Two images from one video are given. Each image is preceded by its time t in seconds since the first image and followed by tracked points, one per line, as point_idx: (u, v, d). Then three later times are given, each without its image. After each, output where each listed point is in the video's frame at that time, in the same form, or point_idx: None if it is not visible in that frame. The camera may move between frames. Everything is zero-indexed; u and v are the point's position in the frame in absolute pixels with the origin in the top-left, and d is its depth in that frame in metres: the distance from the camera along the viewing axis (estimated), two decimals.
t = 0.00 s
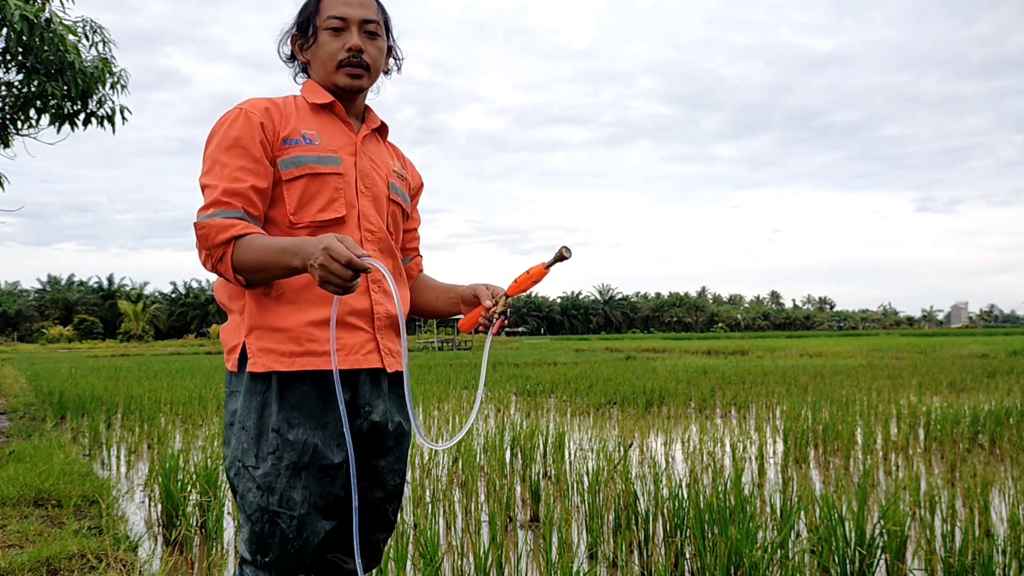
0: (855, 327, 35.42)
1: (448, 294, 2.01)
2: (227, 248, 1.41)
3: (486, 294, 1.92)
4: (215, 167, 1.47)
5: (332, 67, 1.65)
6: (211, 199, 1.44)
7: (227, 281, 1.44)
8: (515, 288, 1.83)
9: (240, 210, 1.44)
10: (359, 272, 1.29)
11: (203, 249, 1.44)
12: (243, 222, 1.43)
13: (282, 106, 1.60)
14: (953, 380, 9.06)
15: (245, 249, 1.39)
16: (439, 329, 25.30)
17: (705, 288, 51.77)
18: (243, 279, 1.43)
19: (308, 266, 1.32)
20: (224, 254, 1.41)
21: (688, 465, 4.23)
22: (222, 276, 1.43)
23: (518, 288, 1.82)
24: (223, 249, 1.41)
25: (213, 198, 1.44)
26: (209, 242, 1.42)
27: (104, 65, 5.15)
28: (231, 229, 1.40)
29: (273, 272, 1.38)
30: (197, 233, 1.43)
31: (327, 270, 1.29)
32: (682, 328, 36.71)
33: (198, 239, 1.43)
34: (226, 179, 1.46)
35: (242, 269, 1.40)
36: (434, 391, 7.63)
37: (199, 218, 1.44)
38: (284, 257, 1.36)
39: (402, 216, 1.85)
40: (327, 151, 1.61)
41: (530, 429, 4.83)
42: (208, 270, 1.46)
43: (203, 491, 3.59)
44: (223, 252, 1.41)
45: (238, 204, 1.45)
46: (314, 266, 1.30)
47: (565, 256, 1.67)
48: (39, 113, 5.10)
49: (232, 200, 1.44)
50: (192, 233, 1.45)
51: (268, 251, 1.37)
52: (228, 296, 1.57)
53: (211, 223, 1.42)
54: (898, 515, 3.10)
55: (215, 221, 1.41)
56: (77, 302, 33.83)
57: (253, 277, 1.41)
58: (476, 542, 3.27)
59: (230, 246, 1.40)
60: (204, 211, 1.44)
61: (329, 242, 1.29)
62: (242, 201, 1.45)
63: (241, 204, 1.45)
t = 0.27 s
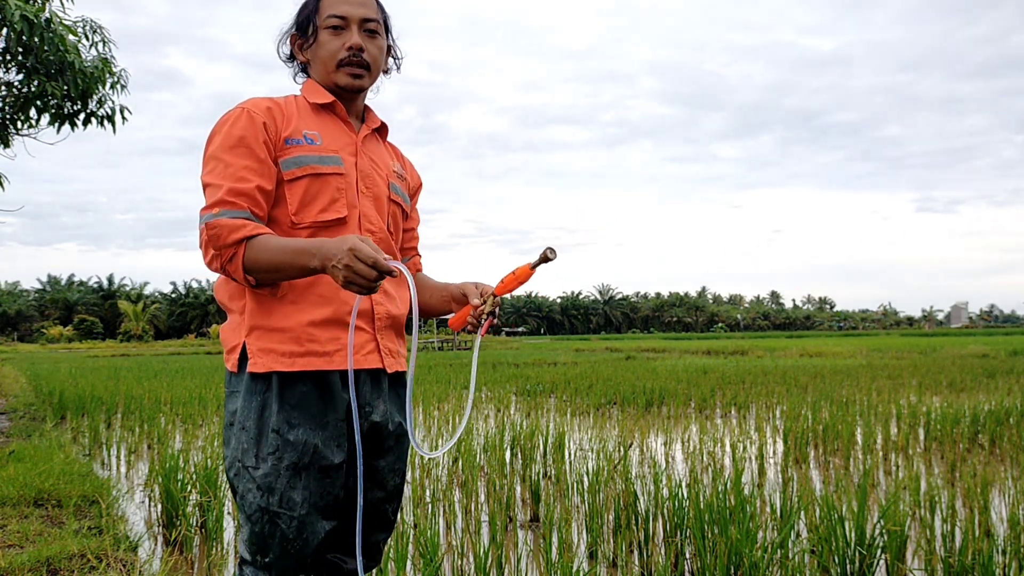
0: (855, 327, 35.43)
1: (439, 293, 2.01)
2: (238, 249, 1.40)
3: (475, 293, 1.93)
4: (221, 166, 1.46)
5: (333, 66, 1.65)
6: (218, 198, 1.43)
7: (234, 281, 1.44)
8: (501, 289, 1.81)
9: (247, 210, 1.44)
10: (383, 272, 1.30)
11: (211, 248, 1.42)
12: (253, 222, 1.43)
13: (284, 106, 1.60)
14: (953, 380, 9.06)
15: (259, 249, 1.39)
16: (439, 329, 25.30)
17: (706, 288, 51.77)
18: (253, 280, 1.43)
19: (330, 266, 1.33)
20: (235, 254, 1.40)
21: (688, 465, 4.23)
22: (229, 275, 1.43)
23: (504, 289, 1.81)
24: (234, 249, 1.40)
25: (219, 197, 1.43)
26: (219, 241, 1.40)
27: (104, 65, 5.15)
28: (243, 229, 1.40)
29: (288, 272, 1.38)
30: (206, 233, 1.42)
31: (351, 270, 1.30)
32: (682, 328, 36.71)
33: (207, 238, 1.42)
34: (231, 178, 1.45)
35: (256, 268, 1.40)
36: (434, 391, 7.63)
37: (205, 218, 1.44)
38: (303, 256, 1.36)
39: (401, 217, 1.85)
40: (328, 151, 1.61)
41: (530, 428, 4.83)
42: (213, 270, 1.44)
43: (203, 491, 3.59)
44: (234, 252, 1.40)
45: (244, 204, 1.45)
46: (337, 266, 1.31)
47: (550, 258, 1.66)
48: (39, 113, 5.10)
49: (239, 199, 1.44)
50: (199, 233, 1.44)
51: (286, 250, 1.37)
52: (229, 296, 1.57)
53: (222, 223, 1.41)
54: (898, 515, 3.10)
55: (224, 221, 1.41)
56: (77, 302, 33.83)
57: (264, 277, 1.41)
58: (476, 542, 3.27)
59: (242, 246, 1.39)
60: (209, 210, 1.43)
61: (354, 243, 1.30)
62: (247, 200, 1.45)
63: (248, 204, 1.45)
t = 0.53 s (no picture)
0: (854, 327, 35.43)
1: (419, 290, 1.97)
2: (256, 250, 1.40)
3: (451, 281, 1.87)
4: (229, 166, 1.46)
5: (332, 64, 1.65)
6: (226, 197, 1.43)
7: (247, 282, 1.44)
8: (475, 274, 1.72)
9: (255, 210, 1.44)
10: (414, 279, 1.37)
11: (226, 248, 1.41)
12: (269, 224, 1.43)
13: (284, 106, 1.60)
14: (953, 380, 9.06)
15: (279, 251, 1.40)
16: (439, 329, 25.29)
17: (706, 288, 51.78)
18: (267, 281, 1.43)
19: (361, 271, 1.37)
20: (252, 255, 1.40)
21: (688, 465, 4.23)
22: (241, 276, 1.42)
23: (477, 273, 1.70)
24: (252, 251, 1.40)
25: (228, 197, 1.43)
26: (239, 242, 1.39)
27: (104, 65, 5.15)
28: (262, 230, 1.40)
29: (310, 275, 1.41)
30: (223, 231, 1.40)
31: (384, 276, 1.35)
32: (682, 328, 36.72)
33: (222, 237, 1.40)
34: (239, 178, 1.45)
35: (275, 270, 1.41)
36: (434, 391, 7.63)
37: (214, 217, 1.43)
38: (329, 260, 1.39)
39: (400, 217, 1.85)
40: (328, 151, 1.61)
41: (530, 428, 4.84)
42: (223, 268, 1.42)
43: (203, 491, 3.59)
44: (252, 253, 1.40)
45: (252, 204, 1.45)
46: (370, 271, 1.35)
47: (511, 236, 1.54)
48: (39, 113, 5.10)
49: (247, 199, 1.44)
50: (208, 232, 1.43)
51: (310, 254, 1.40)
52: (229, 296, 1.57)
53: (241, 223, 1.40)
54: (898, 515, 3.10)
55: (243, 221, 1.40)
56: (77, 302, 33.83)
57: (282, 279, 1.42)
58: (477, 542, 3.27)
59: (262, 247, 1.40)
60: (218, 209, 1.43)
61: (388, 249, 1.36)
62: (256, 200, 1.46)
63: (257, 204, 1.45)
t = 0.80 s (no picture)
0: (854, 327, 35.43)
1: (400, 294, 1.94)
2: (270, 251, 1.40)
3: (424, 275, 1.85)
4: (233, 166, 1.46)
5: (329, 61, 1.65)
6: (234, 197, 1.42)
7: (256, 283, 1.43)
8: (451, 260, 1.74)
9: (263, 211, 1.44)
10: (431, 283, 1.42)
11: (238, 246, 1.39)
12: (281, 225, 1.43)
13: (283, 105, 1.60)
14: (953, 380, 9.06)
15: (293, 252, 1.40)
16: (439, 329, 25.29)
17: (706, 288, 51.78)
18: (276, 283, 1.44)
19: (377, 274, 1.39)
20: (266, 256, 1.40)
21: (688, 465, 4.23)
22: (253, 277, 1.42)
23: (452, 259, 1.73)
24: (267, 251, 1.39)
25: (236, 197, 1.42)
26: (254, 243, 1.39)
27: (104, 65, 5.15)
28: (276, 231, 1.40)
29: (324, 276, 1.42)
30: (237, 230, 1.39)
31: (403, 278, 1.39)
32: (682, 328, 36.73)
33: (234, 236, 1.39)
34: (244, 178, 1.45)
35: (286, 270, 1.41)
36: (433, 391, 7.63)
37: (219, 217, 1.42)
38: (341, 262, 1.40)
39: (398, 216, 1.85)
40: (328, 150, 1.61)
41: (530, 428, 4.84)
42: (232, 268, 1.40)
43: (203, 491, 3.58)
44: (265, 254, 1.39)
45: (260, 204, 1.45)
46: (389, 273, 1.38)
47: (473, 211, 1.62)
48: (39, 113, 5.10)
49: (255, 199, 1.44)
50: (216, 231, 1.41)
51: (321, 255, 1.41)
52: (228, 297, 1.57)
53: (256, 223, 1.39)
54: (898, 515, 3.10)
55: (259, 222, 1.40)
56: (77, 302, 33.83)
57: (294, 279, 1.42)
58: (477, 542, 3.27)
59: (276, 248, 1.40)
60: (225, 208, 1.42)
61: (407, 254, 1.40)
62: (262, 200, 1.46)
63: (264, 204, 1.46)
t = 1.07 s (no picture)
0: (854, 327, 35.43)
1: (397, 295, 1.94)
2: (267, 253, 1.40)
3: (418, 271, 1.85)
4: (230, 167, 1.46)
5: (326, 60, 1.65)
6: (231, 198, 1.43)
7: (254, 284, 1.43)
8: (444, 251, 1.74)
9: (259, 212, 1.45)
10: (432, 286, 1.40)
11: (234, 247, 1.39)
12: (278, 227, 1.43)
13: (279, 105, 1.60)
14: (953, 380, 9.06)
15: (293, 252, 1.40)
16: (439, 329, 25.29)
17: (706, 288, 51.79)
18: (273, 284, 1.44)
19: (376, 274, 1.39)
20: (262, 258, 1.40)
21: (689, 465, 4.23)
22: (250, 279, 1.42)
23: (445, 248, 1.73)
24: (264, 253, 1.40)
25: (233, 198, 1.43)
26: (250, 244, 1.39)
27: (104, 65, 5.16)
28: (273, 233, 1.40)
29: (321, 277, 1.41)
30: (233, 232, 1.38)
31: (404, 278, 1.38)
32: (682, 328, 36.73)
33: (232, 237, 1.39)
34: (241, 179, 1.45)
35: (285, 271, 1.41)
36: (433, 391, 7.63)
37: (217, 218, 1.42)
38: (341, 263, 1.40)
39: (396, 215, 1.85)
40: (325, 150, 1.61)
41: (530, 428, 4.84)
42: (229, 269, 1.40)
43: (203, 491, 3.58)
44: (262, 255, 1.40)
45: (257, 205, 1.45)
46: (389, 273, 1.38)
47: (457, 200, 1.62)
48: (39, 113, 5.10)
49: (252, 200, 1.44)
50: (213, 232, 1.41)
51: (321, 257, 1.41)
52: (226, 297, 1.57)
53: (253, 225, 1.39)
54: (898, 515, 3.10)
55: (255, 223, 1.40)
56: (77, 302, 33.83)
57: (291, 280, 1.42)
58: (477, 542, 3.27)
59: (273, 250, 1.40)
60: (222, 209, 1.42)
61: (409, 256, 1.40)
62: (259, 201, 1.46)
63: (261, 205, 1.46)
